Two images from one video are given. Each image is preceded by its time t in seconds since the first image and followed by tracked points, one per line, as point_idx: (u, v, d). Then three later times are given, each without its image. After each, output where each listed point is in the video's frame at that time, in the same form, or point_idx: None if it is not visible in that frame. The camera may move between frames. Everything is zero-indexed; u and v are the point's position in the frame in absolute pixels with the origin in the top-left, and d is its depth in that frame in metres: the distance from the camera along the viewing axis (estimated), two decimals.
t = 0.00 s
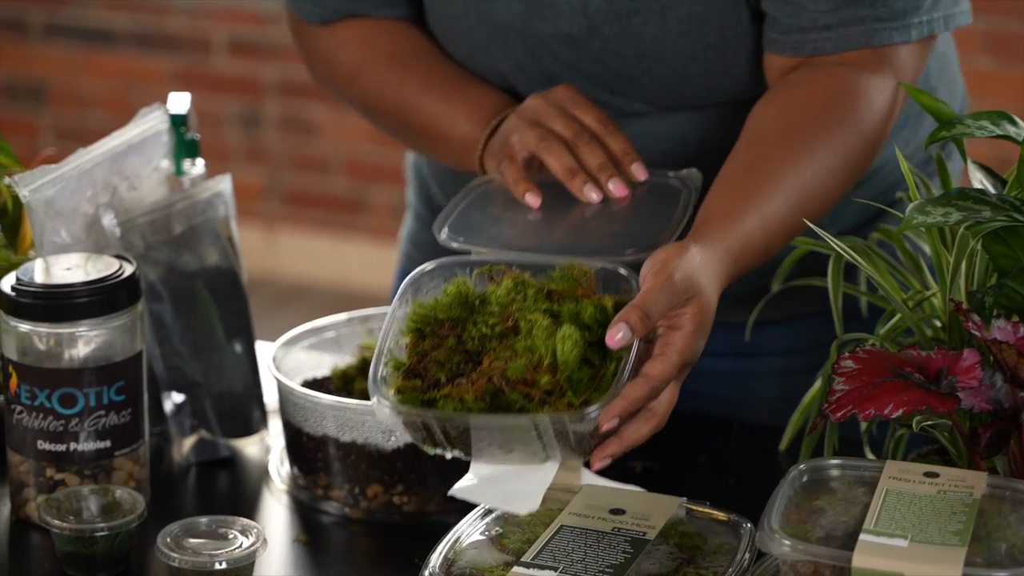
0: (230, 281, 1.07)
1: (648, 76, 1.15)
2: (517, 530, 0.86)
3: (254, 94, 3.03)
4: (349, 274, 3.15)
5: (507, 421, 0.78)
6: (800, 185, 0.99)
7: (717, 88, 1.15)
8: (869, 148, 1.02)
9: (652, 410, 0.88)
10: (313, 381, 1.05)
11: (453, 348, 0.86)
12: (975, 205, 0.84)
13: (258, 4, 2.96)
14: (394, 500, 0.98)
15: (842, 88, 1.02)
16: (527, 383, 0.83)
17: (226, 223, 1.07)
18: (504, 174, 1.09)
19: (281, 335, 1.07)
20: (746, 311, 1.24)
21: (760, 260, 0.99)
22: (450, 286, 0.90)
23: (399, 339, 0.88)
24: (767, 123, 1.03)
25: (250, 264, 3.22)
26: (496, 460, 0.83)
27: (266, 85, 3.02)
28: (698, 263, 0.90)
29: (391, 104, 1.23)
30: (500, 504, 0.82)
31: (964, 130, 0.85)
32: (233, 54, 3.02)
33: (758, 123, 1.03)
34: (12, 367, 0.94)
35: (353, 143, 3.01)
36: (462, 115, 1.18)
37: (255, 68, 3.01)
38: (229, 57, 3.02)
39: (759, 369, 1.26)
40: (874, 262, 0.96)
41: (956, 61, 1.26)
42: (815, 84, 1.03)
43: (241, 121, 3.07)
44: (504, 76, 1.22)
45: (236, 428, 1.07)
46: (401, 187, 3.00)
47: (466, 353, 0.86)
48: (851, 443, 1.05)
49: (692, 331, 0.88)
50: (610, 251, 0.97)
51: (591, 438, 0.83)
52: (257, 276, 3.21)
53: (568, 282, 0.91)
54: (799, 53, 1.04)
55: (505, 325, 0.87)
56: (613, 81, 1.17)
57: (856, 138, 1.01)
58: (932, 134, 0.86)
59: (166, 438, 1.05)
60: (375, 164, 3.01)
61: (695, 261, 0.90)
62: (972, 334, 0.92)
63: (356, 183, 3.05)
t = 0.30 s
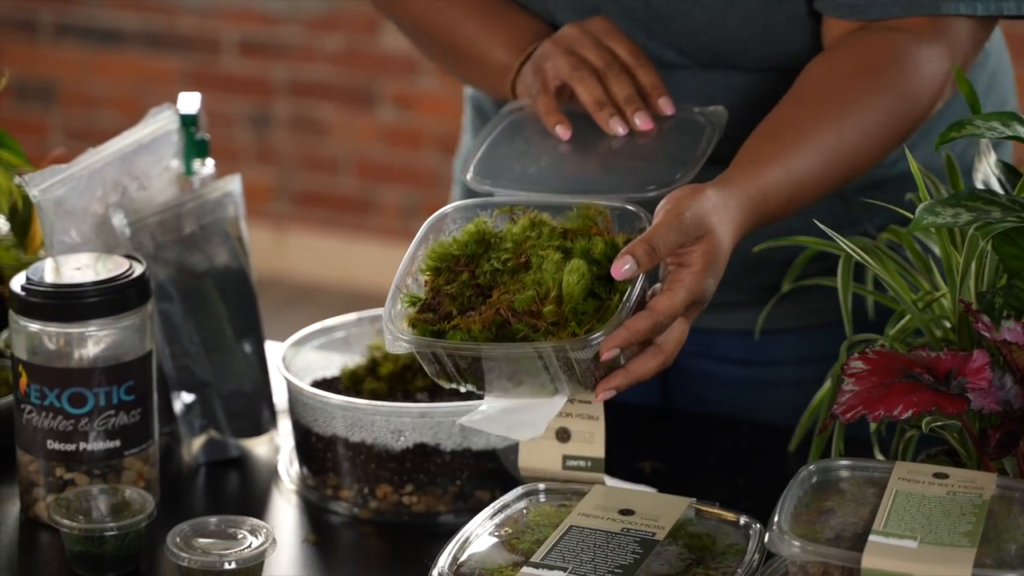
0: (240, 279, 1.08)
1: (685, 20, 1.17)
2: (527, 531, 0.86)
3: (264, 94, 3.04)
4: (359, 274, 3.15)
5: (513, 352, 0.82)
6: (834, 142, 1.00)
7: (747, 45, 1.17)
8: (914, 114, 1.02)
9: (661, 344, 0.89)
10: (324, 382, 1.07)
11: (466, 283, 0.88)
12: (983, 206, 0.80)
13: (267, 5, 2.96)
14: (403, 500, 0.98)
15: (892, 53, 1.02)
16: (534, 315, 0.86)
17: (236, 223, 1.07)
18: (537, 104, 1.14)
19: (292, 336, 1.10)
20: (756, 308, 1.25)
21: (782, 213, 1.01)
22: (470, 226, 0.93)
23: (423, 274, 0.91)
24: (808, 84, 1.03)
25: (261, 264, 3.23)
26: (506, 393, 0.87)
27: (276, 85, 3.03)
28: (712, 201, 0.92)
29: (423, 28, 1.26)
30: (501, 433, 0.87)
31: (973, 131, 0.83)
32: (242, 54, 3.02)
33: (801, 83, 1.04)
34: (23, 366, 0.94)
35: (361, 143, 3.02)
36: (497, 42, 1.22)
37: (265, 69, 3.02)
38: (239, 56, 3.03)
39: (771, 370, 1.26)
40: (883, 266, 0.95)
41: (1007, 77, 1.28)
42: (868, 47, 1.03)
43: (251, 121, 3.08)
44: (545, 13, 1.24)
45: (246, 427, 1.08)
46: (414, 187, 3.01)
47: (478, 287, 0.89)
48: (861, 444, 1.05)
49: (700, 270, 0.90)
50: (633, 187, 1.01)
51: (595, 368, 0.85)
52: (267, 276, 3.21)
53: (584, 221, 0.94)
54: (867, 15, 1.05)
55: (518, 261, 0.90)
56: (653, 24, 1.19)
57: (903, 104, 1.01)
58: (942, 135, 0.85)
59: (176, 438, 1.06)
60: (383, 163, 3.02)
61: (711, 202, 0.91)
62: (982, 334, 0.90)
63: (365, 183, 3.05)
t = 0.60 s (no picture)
0: (240, 282, 1.08)
1: (715, 9, 1.17)
2: (528, 534, 0.86)
3: (264, 98, 3.04)
4: (360, 277, 3.15)
5: (520, 339, 0.83)
6: (852, 134, 1.00)
7: (774, 37, 1.17)
8: (938, 112, 1.02)
9: (669, 329, 0.89)
10: (324, 386, 1.09)
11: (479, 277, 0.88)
12: (985, 209, 0.79)
13: (268, 8, 2.96)
14: (404, 503, 0.98)
15: (919, 49, 1.01)
16: (543, 304, 0.86)
17: (237, 226, 1.07)
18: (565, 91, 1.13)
19: (292, 339, 1.10)
20: (755, 312, 1.25)
21: (797, 205, 1.01)
22: (488, 226, 0.93)
23: (443, 270, 0.91)
24: (832, 79, 1.03)
25: (262, 267, 3.23)
26: (526, 385, 0.90)
27: (276, 87, 3.03)
28: (720, 190, 0.92)
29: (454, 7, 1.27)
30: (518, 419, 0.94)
31: (973, 135, 0.82)
32: (243, 57, 3.02)
33: (826, 78, 1.04)
34: (24, 369, 0.94)
35: (361, 145, 3.02)
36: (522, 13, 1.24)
37: (265, 72, 3.02)
38: (240, 60, 3.03)
39: (770, 374, 1.27)
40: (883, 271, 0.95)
41: None
42: (896, 42, 1.03)
43: (251, 124, 3.08)
44: None
45: (247, 431, 1.08)
46: (414, 190, 3.01)
47: (492, 282, 0.89)
48: (861, 447, 1.05)
49: (707, 254, 0.90)
50: (650, 178, 1.02)
51: (603, 353, 0.86)
52: (268, 279, 3.21)
53: (597, 215, 0.92)
54: (901, 10, 1.04)
55: (531, 255, 0.90)
56: (683, 11, 1.19)
57: (927, 97, 1.01)
58: (942, 139, 0.84)
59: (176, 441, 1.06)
60: (383, 165, 3.02)
61: (718, 189, 0.92)
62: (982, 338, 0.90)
63: (365, 186, 3.06)
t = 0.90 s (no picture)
0: (239, 283, 1.08)
1: (734, 19, 1.18)
2: (527, 534, 0.86)
3: (264, 98, 3.04)
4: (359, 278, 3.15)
5: (536, 340, 0.84)
6: (876, 153, 0.99)
7: (794, 48, 1.18)
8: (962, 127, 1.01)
9: (685, 343, 0.89)
10: (324, 387, 1.09)
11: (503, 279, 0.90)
12: (984, 210, 0.79)
13: (268, 9, 2.96)
14: (403, 503, 0.98)
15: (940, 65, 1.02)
16: (561, 308, 0.86)
17: (237, 226, 1.07)
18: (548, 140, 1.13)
19: (292, 339, 1.10)
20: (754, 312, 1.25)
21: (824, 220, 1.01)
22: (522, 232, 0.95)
23: (474, 271, 0.93)
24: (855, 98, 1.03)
25: (262, 267, 3.23)
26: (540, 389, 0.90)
27: (276, 88, 3.03)
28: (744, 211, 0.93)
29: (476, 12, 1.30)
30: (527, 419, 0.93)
31: (972, 135, 0.82)
32: (243, 57, 3.03)
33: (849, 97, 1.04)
34: (23, 370, 0.94)
35: (361, 146, 3.02)
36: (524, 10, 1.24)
37: (266, 72, 3.02)
38: (240, 60, 3.03)
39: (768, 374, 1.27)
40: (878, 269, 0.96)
41: None
42: (918, 60, 1.03)
43: (251, 125, 3.08)
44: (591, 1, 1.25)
45: (247, 431, 1.08)
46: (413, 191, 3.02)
47: (516, 284, 0.90)
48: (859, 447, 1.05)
49: (727, 273, 0.90)
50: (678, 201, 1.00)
51: (616, 360, 0.86)
52: (268, 279, 3.21)
53: (628, 230, 0.93)
54: (922, 26, 1.05)
55: (558, 261, 0.91)
56: (703, 24, 1.20)
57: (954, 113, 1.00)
58: (942, 139, 0.85)
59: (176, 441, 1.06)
60: (382, 166, 3.03)
61: (740, 209, 0.93)
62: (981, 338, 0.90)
63: (365, 186, 3.06)
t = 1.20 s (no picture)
0: (239, 284, 1.08)
1: (761, 29, 1.19)
2: (527, 535, 0.86)
3: (264, 99, 3.04)
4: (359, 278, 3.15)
5: (627, 357, 0.86)
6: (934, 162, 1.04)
7: (821, 49, 1.19)
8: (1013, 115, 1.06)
9: (766, 364, 0.91)
10: (324, 388, 1.09)
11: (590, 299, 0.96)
12: (983, 211, 0.78)
13: (268, 10, 2.96)
14: (403, 503, 0.99)
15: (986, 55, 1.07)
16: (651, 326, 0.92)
17: (237, 227, 1.07)
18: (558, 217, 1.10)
19: (292, 341, 1.09)
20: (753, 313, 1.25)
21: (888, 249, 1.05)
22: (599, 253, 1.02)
23: (555, 282, 1.00)
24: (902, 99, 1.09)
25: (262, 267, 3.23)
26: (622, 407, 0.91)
27: (276, 88, 3.03)
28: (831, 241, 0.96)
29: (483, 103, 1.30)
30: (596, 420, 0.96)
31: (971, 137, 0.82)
32: (243, 58, 3.02)
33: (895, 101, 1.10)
34: (23, 370, 0.94)
35: (361, 146, 3.02)
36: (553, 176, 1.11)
37: (266, 72, 3.02)
38: (240, 62, 3.03)
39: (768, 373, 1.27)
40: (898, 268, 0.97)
41: None
42: (958, 55, 1.09)
43: (251, 126, 3.08)
44: (609, 31, 1.25)
45: (247, 431, 1.08)
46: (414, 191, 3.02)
47: (601, 303, 0.96)
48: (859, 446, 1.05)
49: (808, 295, 0.92)
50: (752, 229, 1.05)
51: (704, 382, 0.88)
52: (268, 280, 3.22)
53: (707, 253, 1.00)
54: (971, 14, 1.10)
55: (641, 283, 0.97)
56: (728, 37, 1.21)
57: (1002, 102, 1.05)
58: (942, 139, 0.84)
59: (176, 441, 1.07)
60: (382, 166, 3.03)
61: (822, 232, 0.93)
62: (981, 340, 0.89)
63: (365, 187, 3.06)
